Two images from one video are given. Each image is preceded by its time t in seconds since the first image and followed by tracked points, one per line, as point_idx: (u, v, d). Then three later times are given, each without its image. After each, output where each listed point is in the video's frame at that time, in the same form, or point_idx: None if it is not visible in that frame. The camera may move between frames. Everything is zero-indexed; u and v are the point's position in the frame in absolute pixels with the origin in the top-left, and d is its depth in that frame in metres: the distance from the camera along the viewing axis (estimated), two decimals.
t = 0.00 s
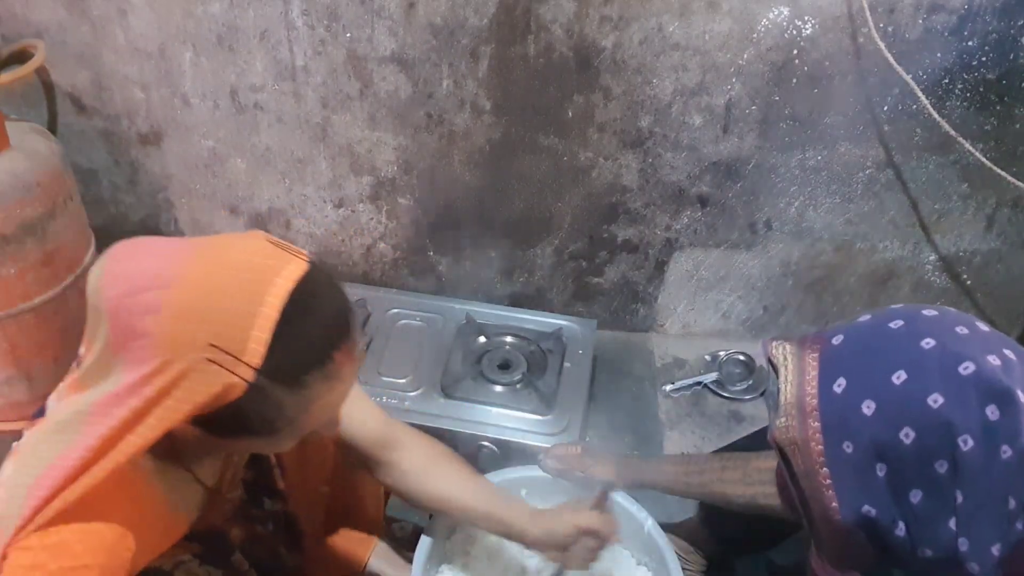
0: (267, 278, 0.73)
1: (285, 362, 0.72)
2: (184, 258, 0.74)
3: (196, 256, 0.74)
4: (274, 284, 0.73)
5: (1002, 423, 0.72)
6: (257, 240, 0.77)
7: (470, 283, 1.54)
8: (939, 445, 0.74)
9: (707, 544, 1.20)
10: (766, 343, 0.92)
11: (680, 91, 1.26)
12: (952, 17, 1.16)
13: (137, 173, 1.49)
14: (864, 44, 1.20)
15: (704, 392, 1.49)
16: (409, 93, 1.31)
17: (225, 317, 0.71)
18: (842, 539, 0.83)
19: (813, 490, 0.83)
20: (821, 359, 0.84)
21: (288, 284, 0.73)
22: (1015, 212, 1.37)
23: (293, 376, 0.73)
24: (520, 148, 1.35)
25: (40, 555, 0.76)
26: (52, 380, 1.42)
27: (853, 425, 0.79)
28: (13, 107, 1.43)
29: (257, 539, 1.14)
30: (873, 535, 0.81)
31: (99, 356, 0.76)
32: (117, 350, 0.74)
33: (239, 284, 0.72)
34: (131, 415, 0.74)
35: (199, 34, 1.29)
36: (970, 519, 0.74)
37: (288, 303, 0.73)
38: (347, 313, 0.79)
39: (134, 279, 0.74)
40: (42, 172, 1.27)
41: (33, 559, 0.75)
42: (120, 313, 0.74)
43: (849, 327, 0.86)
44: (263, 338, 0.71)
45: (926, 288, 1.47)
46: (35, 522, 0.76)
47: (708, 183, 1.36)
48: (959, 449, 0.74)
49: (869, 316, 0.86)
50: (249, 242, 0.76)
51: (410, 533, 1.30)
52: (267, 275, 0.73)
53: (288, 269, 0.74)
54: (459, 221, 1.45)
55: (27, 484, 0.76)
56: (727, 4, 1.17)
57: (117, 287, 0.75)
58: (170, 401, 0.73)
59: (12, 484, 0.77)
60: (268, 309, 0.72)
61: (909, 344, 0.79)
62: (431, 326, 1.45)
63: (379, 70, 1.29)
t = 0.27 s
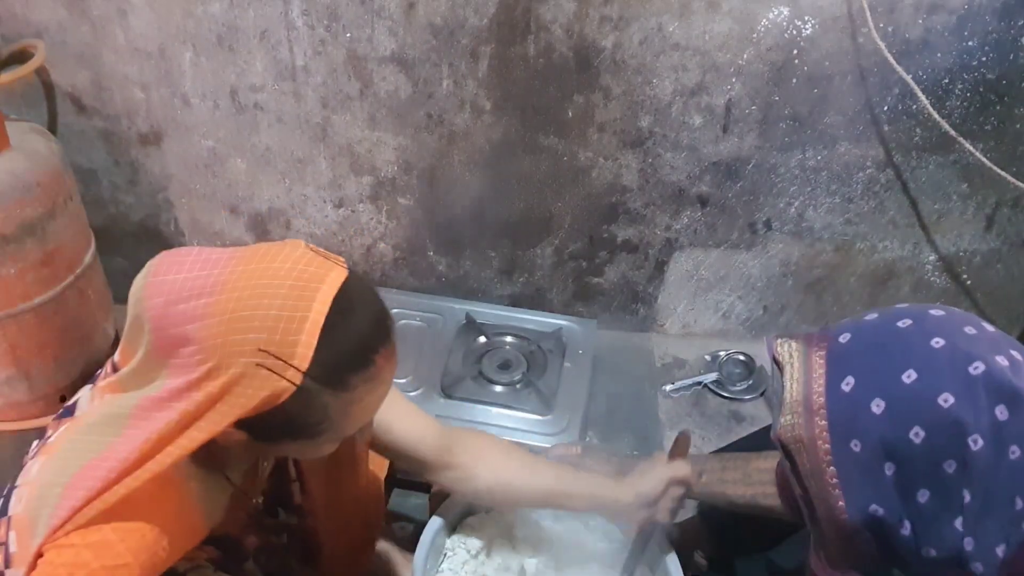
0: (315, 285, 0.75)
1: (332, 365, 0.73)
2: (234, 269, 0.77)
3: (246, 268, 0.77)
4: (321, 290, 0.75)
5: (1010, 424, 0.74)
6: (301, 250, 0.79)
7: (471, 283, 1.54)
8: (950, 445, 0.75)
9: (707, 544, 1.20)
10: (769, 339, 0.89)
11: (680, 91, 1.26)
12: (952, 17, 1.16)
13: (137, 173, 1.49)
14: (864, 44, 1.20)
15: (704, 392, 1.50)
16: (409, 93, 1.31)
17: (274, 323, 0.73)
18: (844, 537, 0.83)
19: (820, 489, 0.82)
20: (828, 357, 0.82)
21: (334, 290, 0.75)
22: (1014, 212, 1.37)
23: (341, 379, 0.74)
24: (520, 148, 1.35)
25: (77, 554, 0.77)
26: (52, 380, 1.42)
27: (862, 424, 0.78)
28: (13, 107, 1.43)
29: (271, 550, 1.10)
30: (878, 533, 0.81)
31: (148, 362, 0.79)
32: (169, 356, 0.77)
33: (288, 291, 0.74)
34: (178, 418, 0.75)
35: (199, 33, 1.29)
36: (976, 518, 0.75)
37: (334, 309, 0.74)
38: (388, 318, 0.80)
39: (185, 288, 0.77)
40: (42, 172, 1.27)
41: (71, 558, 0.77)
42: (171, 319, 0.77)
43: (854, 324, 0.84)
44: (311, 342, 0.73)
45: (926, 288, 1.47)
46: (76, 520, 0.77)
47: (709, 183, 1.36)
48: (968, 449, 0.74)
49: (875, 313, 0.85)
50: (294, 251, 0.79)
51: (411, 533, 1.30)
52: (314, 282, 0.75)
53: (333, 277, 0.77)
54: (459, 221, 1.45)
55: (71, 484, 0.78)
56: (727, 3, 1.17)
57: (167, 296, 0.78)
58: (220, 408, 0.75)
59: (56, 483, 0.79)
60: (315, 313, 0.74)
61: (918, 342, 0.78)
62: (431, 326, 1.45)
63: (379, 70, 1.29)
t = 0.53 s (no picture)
0: (319, 306, 0.74)
1: (334, 386, 0.72)
2: (237, 285, 0.75)
3: (249, 284, 0.75)
4: (325, 311, 0.74)
5: None
6: (306, 267, 0.77)
7: (471, 283, 1.54)
8: (967, 444, 0.73)
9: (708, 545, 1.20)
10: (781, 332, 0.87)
11: (680, 91, 1.26)
12: (952, 17, 1.16)
13: (137, 173, 1.49)
14: (864, 44, 1.20)
15: (704, 392, 1.49)
16: (409, 93, 1.31)
17: (277, 343, 0.72)
18: (851, 532, 0.81)
19: (830, 482, 0.80)
20: (844, 351, 0.80)
21: (338, 312, 0.74)
22: (1014, 212, 1.37)
23: (343, 402, 0.73)
24: (520, 148, 1.35)
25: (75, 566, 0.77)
26: (52, 380, 1.42)
27: (878, 420, 0.76)
28: (13, 107, 1.43)
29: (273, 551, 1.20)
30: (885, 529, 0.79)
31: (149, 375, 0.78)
32: (169, 371, 0.76)
33: (291, 312, 0.73)
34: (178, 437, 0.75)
35: (199, 33, 1.29)
36: (987, 518, 0.74)
37: (338, 333, 0.73)
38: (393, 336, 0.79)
39: (187, 302, 0.76)
40: (42, 173, 1.27)
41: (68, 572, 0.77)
42: (171, 334, 0.75)
43: (868, 319, 0.82)
44: (315, 366, 0.71)
45: (926, 288, 1.47)
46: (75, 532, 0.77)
47: (709, 183, 1.36)
48: (986, 449, 0.73)
49: (890, 310, 0.82)
50: (299, 269, 0.77)
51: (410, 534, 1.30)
52: (318, 303, 0.74)
53: (337, 297, 0.75)
54: (459, 221, 1.45)
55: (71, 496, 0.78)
56: (727, 3, 1.17)
57: (168, 311, 0.76)
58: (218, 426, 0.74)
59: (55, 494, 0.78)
60: (319, 336, 0.72)
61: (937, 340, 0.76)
62: (431, 326, 1.45)
63: (379, 70, 1.29)
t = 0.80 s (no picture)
0: (315, 311, 0.74)
1: (332, 392, 0.72)
2: (234, 291, 0.76)
3: (244, 290, 0.76)
4: (321, 315, 0.74)
5: None
6: (302, 271, 0.77)
7: (471, 283, 1.54)
8: (1002, 442, 0.71)
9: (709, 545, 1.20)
10: (804, 326, 0.83)
11: (680, 91, 1.26)
12: (952, 17, 1.16)
13: (137, 173, 1.49)
14: (864, 44, 1.20)
15: (704, 392, 1.50)
16: (409, 93, 1.31)
17: (273, 350, 0.72)
18: (873, 530, 0.77)
19: (857, 477, 0.76)
20: (875, 345, 0.76)
21: (334, 316, 0.74)
22: (1014, 212, 1.37)
23: (340, 407, 0.73)
24: (520, 148, 1.35)
25: None
26: (52, 380, 1.42)
27: (911, 415, 0.73)
28: (13, 107, 1.43)
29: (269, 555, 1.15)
30: (911, 528, 0.75)
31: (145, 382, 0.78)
32: (167, 377, 0.76)
33: (287, 316, 0.73)
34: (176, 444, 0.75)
35: (199, 34, 1.29)
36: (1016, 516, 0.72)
37: (335, 337, 0.73)
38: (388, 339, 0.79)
39: (184, 309, 0.76)
40: (42, 173, 1.27)
41: None
42: (168, 342, 0.76)
43: (896, 313, 0.79)
44: (311, 372, 0.72)
45: (926, 288, 1.47)
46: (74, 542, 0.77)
47: (709, 183, 1.36)
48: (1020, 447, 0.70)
49: (916, 304, 0.79)
50: (294, 273, 0.77)
51: (410, 534, 1.30)
52: (314, 308, 0.74)
53: (333, 301, 0.75)
54: (459, 220, 1.45)
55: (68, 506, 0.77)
56: (727, 3, 1.17)
57: (166, 317, 0.77)
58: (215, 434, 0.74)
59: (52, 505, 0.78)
60: (316, 342, 0.72)
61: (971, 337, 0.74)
62: (431, 327, 1.45)
63: (379, 70, 1.29)
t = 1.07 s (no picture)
0: (268, 282, 0.74)
1: (286, 362, 0.74)
2: (178, 264, 0.73)
3: (193, 262, 0.73)
4: (275, 286, 0.74)
5: None
6: (252, 241, 0.77)
7: (471, 283, 1.54)
8: (998, 442, 0.71)
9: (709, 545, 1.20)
10: (801, 326, 0.83)
11: (680, 91, 1.26)
12: (952, 17, 1.17)
13: (137, 173, 1.49)
14: (864, 44, 1.20)
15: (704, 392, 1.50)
16: (409, 93, 1.31)
17: (227, 321, 0.72)
18: (870, 529, 0.77)
19: (852, 478, 0.75)
20: (871, 346, 0.76)
21: (287, 285, 0.75)
22: (1014, 212, 1.37)
23: (296, 375, 0.75)
24: (520, 148, 1.35)
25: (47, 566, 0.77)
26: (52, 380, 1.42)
27: (907, 416, 0.73)
28: (13, 107, 1.43)
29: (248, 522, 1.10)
30: (907, 528, 0.75)
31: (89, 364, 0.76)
32: (112, 357, 0.74)
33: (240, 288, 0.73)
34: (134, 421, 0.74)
35: (199, 34, 1.29)
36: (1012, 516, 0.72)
37: (289, 306, 0.74)
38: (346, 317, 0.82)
39: (125, 286, 0.73)
40: (42, 172, 1.27)
41: (42, 575, 0.76)
42: (114, 321, 0.73)
43: (891, 314, 0.79)
44: (265, 340, 0.73)
45: (926, 288, 1.47)
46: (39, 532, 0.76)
47: (709, 183, 1.36)
48: (1015, 448, 0.71)
49: (913, 304, 0.80)
50: (244, 243, 0.76)
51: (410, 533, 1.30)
52: (267, 279, 0.74)
53: (286, 270, 0.76)
54: (459, 220, 1.45)
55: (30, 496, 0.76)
56: (727, 3, 1.18)
57: (109, 293, 0.74)
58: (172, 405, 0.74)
59: (13, 499, 0.76)
60: (271, 312, 0.73)
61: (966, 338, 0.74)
62: (431, 327, 1.45)
63: (380, 70, 1.29)
